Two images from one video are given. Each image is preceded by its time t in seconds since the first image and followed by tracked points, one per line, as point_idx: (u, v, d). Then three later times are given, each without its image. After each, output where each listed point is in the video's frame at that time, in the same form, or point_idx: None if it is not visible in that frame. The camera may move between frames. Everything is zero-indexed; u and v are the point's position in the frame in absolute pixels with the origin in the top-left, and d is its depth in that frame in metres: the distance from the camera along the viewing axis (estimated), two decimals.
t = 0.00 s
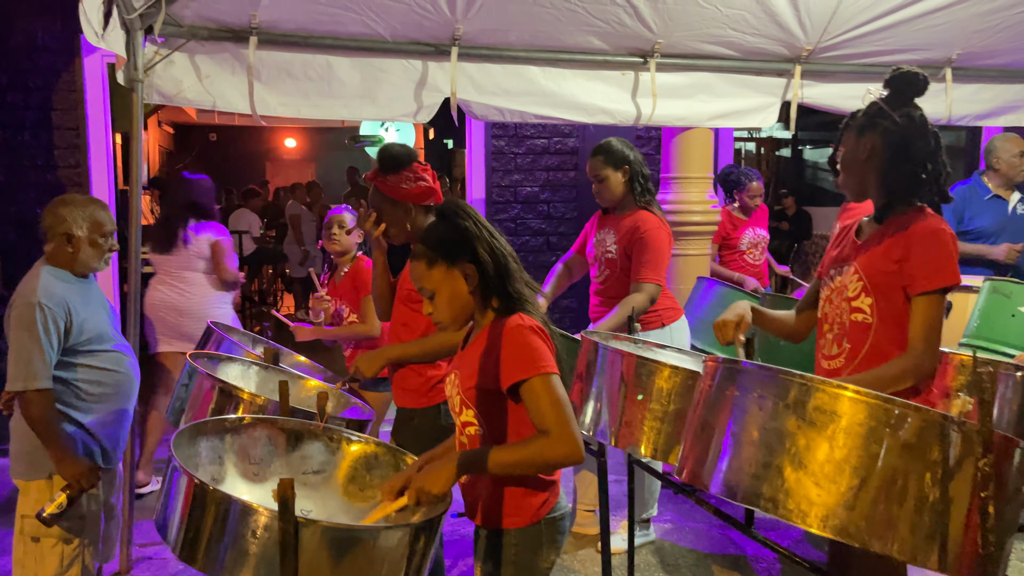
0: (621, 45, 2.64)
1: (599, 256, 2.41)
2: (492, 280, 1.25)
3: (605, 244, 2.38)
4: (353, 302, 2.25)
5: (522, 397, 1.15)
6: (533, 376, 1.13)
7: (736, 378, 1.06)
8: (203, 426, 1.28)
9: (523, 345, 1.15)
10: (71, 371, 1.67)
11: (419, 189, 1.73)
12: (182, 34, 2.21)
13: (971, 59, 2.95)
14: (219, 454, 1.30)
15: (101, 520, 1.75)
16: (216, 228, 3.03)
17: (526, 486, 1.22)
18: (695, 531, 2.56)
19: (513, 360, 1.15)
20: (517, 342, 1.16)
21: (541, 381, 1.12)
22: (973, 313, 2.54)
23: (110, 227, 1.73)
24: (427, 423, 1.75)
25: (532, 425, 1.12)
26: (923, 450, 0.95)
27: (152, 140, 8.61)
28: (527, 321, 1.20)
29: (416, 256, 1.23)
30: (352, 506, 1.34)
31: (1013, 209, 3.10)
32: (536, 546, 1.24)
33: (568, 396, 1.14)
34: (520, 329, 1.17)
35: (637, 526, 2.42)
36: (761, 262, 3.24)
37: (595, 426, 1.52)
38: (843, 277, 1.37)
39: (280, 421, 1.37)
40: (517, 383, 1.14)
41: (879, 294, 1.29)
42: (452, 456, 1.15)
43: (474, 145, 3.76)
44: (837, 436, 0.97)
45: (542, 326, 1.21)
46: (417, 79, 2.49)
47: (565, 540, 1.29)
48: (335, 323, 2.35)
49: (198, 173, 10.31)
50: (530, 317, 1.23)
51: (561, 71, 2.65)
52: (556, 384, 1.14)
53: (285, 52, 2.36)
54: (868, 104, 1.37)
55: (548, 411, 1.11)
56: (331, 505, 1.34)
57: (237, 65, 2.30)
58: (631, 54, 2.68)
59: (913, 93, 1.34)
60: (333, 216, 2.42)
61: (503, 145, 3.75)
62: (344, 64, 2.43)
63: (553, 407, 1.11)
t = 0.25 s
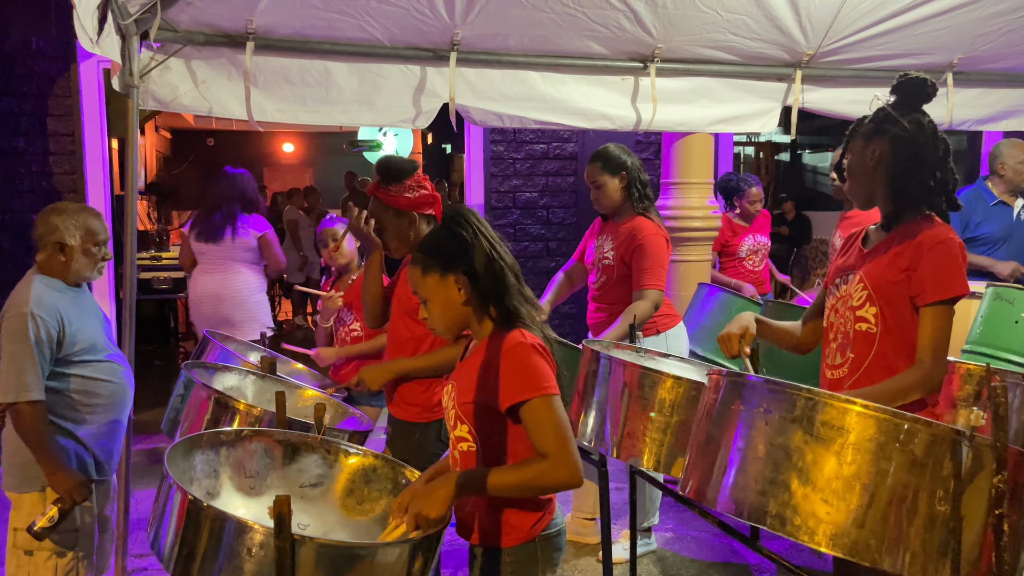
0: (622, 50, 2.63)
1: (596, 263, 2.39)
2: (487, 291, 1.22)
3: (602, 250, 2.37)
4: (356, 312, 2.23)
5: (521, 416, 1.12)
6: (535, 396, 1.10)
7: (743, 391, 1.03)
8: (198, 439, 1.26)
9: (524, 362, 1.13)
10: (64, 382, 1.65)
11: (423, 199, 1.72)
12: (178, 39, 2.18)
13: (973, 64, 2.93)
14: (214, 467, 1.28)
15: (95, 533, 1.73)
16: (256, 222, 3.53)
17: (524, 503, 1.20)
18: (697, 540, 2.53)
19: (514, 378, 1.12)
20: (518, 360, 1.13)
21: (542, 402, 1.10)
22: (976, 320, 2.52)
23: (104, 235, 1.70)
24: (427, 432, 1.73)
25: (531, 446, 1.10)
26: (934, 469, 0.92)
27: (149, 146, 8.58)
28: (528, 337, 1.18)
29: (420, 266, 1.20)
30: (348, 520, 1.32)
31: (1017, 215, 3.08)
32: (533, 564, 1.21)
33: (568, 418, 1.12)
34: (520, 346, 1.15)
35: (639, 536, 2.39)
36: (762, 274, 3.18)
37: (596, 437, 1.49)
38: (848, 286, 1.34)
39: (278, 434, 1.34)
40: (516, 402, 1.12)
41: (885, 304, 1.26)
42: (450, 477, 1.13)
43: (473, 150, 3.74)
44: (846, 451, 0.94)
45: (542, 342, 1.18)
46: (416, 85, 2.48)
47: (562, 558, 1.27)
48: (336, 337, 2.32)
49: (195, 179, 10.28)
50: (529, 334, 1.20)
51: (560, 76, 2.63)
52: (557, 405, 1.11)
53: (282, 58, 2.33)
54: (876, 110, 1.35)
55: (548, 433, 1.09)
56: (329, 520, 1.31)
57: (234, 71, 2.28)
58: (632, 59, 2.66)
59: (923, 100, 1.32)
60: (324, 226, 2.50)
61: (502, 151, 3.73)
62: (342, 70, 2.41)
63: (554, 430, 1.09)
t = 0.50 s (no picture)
0: (616, 51, 2.61)
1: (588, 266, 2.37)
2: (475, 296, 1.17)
3: (593, 253, 2.34)
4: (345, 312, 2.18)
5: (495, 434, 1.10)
6: (505, 416, 1.07)
7: (748, 398, 1.02)
8: (189, 448, 1.23)
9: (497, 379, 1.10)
10: (51, 389, 1.62)
11: (420, 201, 1.73)
12: (167, 40, 2.16)
13: (967, 65, 2.92)
14: (206, 477, 1.25)
15: (83, 542, 1.69)
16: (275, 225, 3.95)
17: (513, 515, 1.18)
18: (693, 544, 2.51)
19: (486, 396, 1.09)
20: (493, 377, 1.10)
21: (513, 423, 1.07)
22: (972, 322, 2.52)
23: (92, 238, 1.67)
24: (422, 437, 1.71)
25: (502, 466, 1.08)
26: (946, 475, 0.91)
27: (137, 149, 8.51)
28: (506, 350, 1.13)
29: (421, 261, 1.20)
30: (343, 528, 1.30)
31: (1011, 217, 3.09)
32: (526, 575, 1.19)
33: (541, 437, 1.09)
34: (497, 362, 1.11)
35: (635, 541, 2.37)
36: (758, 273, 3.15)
37: (595, 443, 1.48)
38: (851, 288, 1.33)
39: (272, 442, 1.32)
40: (490, 420, 1.09)
41: (891, 308, 1.25)
42: (430, 494, 1.13)
43: (465, 152, 3.72)
44: (855, 456, 0.93)
45: (522, 356, 1.14)
46: (409, 86, 2.45)
47: (557, 568, 1.25)
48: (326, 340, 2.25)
49: (184, 181, 10.21)
50: (510, 347, 1.15)
51: (554, 78, 2.61)
52: (532, 425, 1.08)
53: (273, 58, 2.31)
54: (882, 110, 1.32)
55: (517, 455, 1.07)
56: (323, 529, 1.29)
57: (224, 72, 2.25)
58: (625, 61, 2.65)
59: (926, 99, 1.32)
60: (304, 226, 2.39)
61: (494, 152, 3.72)
62: (333, 71, 2.38)
63: (520, 453, 1.07)
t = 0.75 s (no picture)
0: (607, 49, 2.58)
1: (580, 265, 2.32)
2: (470, 298, 1.15)
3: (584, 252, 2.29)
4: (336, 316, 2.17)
5: (472, 437, 1.08)
6: (482, 419, 1.06)
7: (760, 399, 1.00)
8: (183, 454, 1.20)
9: (480, 384, 1.08)
10: (36, 393, 1.57)
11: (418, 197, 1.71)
12: (152, 36, 2.10)
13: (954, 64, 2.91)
14: (200, 483, 1.22)
15: (69, 550, 1.65)
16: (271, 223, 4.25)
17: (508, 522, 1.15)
18: (686, 544, 2.50)
19: (466, 398, 1.08)
20: (478, 381, 1.08)
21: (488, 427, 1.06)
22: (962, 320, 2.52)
23: (77, 238, 1.63)
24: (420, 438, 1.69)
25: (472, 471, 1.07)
26: (959, 475, 0.90)
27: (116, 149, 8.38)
28: (495, 354, 1.11)
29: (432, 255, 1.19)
30: (343, 534, 1.27)
31: (996, 214, 3.10)
32: None
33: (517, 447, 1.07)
34: (481, 366, 1.09)
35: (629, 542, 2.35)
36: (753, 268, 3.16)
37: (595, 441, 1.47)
38: (858, 284, 1.32)
39: (268, 447, 1.28)
40: (467, 422, 1.08)
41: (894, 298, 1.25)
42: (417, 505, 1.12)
43: (453, 149, 3.71)
44: (869, 457, 0.92)
45: (512, 363, 1.11)
46: (398, 83, 2.42)
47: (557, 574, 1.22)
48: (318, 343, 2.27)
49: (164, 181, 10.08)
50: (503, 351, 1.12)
51: (545, 75, 2.57)
52: (508, 433, 1.06)
53: (261, 55, 2.26)
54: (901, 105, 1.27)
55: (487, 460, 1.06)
56: (320, 534, 1.26)
57: (210, 69, 2.20)
58: (617, 59, 2.62)
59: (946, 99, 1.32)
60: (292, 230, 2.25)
61: (482, 152, 3.71)
62: (322, 68, 2.34)
63: (490, 459, 1.05)
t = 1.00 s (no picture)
0: (593, 47, 2.54)
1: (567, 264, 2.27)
2: (474, 299, 1.13)
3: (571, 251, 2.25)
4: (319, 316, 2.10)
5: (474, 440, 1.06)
6: (485, 422, 1.04)
7: (768, 401, 0.98)
8: (172, 462, 1.17)
9: (482, 386, 1.06)
10: (13, 399, 1.52)
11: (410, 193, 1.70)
12: (129, 30, 2.02)
13: (934, 64, 2.91)
14: (191, 492, 1.18)
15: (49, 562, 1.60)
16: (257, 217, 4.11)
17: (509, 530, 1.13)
18: (674, 545, 2.49)
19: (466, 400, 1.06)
20: (479, 384, 1.06)
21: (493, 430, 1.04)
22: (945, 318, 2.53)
23: (55, 239, 1.58)
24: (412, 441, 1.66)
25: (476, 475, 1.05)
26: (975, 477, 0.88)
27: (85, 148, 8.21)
28: (497, 356, 1.09)
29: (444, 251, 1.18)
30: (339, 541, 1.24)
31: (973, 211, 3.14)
32: None
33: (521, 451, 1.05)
34: (483, 367, 1.08)
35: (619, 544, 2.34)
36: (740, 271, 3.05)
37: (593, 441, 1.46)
38: (855, 284, 1.31)
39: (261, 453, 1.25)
40: (469, 425, 1.06)
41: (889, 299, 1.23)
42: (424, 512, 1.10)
43: (435, 151, 3.69)
44: (883, 459, 0.90)
45: (516, 366, 1.09)
46: (382, 80, 2.36)
47: None
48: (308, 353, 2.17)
49: (135, 180, 9.91)
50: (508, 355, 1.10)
51: (530, 73, 2.54)
52: (512, 436, 1.04)
53: (241, 51, 2.19)
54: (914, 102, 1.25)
55: (492, 463, 1.03)
56: (314, 542, 1.23)
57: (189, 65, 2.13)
58: (602, 57, 2.58)
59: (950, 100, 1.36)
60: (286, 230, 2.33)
61: (464, 150, 3.69)
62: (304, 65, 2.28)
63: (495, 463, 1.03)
